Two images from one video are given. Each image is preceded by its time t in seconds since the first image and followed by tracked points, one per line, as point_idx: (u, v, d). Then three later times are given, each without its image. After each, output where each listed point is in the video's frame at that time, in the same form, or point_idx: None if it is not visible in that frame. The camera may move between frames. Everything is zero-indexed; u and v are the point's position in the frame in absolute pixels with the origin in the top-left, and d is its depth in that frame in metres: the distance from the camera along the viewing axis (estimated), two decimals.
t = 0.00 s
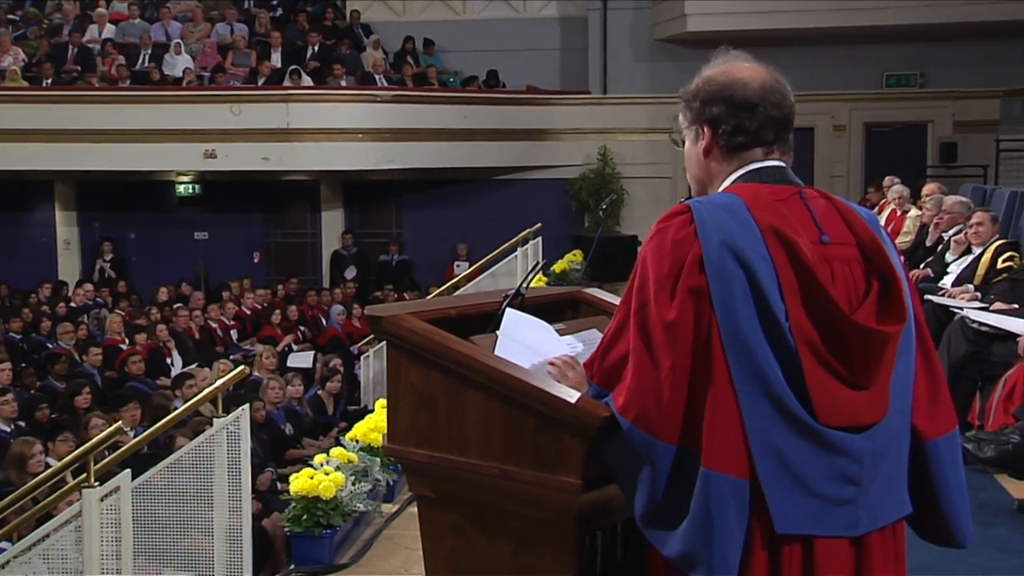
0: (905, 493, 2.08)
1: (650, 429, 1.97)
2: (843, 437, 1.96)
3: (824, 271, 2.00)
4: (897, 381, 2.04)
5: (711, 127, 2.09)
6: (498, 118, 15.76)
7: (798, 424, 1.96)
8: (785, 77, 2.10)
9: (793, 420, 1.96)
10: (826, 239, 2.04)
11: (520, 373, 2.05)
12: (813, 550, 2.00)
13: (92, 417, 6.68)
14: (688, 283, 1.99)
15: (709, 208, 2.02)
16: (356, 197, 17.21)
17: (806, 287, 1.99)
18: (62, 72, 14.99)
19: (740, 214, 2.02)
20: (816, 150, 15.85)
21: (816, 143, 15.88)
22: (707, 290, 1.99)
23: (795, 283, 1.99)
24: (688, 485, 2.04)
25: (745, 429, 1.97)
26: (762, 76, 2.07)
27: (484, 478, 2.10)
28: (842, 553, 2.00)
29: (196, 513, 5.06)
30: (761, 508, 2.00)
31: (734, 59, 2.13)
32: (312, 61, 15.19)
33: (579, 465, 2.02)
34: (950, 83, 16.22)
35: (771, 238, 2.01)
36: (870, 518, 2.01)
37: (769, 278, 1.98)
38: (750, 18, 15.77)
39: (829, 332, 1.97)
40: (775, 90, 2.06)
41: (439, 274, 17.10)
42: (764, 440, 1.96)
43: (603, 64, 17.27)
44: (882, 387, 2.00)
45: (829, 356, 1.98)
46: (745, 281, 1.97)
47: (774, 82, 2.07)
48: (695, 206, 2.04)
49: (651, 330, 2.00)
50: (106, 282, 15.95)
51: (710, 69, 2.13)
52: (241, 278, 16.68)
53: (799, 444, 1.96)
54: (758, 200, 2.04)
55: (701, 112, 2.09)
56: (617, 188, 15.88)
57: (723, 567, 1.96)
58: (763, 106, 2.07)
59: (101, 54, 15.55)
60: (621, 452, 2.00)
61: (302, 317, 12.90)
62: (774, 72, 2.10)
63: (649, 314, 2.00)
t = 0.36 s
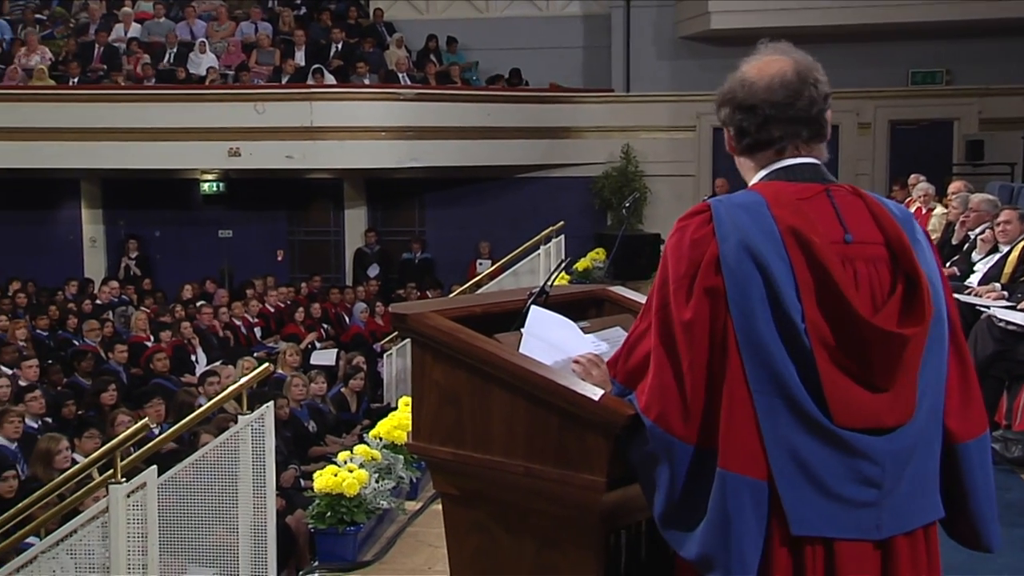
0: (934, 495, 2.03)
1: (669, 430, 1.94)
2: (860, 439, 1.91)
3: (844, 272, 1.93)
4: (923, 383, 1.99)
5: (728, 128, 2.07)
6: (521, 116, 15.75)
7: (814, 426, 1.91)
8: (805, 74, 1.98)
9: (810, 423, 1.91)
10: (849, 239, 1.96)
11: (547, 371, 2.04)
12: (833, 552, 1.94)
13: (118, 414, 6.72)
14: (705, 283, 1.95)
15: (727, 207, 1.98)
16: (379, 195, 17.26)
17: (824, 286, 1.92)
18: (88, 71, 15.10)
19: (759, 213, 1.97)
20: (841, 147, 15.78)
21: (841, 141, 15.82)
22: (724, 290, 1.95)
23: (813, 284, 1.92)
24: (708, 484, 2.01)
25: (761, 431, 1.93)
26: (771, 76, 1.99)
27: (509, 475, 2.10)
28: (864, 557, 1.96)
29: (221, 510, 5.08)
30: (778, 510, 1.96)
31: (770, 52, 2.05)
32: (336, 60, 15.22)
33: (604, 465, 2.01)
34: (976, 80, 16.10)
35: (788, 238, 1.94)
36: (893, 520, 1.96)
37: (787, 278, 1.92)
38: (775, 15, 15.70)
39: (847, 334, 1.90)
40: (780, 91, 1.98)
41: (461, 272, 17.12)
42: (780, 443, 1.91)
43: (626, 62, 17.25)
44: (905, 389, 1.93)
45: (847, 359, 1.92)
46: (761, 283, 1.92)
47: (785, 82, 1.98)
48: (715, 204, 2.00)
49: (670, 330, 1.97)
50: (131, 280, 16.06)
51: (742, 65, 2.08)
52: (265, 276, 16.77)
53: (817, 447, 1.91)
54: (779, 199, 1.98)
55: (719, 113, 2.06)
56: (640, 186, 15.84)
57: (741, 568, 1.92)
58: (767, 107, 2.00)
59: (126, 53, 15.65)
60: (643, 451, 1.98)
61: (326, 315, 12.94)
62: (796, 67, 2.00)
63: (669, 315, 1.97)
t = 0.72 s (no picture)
0: (958, 500, 2.00)
1: (694, 429, 1.93)
2: (884, 442, 1.88)
3: (873, 274, 1.90)
4: (950, 387, 1.95)
5: (758, 125, 2.06)
6: (543, 114, 15.74)
7: (838, 429, 1.88)
8: (837, 69, 1.98)
9: (834, 425, 1.88)
10: (879, 241, 1.93)
11: (570, 369, 2.04)
12: (851, 555, 1.91)
13: (143, 411, 6.77)
14: (732, 282, 1.94)
15: (756, 206, 1.96)
16: (401, 193, 17.29)
17: (852, 288, 1.89)
18: (112, 70, 15.20)
19: (788, 213, 1.94)
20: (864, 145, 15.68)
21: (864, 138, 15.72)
22: (751, 290, 1.93)
23: (841, 286, 1.90)
24: (731, 483, 1.99)
25: (784, 433, 1.90)
26: (802, 71, 1.99)
27: (533, 473, 2.10)
28: (886, 561, 1.92)
29: (245, 506, 5.10)
30: (800, 512, 1.93)
31: (802, 47, 2.04)
32: (358, 58, 15.26)
33: (629, 462, 2.00)
34: (1002, 77, 15.96)
35: (817, 240, 1.92)
36: (915, 524, 1.93)
37: (816, 281, 1.90)
38: (797, 12, 15.63)
39: (873, 338, 1.88)
40: (809, 87, 1.98)
41: (483, 270, 17.13)
42: (803, 446, 1.89)
43: (648, 60, 17.21)
44: (931, 394, 1.90)
45: (873, 363, 1.89)
46: (788, 284, 1.90)
47: (815, 78, 1.98)
48: (744, 203, 1.98)
49: (696, 329, 1.96)
50: (154, 278, 16.15)
51: (775, 61, 2.07)
52: (287, 274, 16.84)
53: (841, 449, 1.89)
54: (809, 199, 1.96)
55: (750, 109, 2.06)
56: (662, 184, 15.79)
57: (762, 569, 1.90)
58: (795, 103, 2.00)
59: (150, 52, 15.75)
60: (666, 449, 1.97)
61: (348, 313, 12.97)
62: (827, 63, 1.99)
63: (695, 314, 1.96)
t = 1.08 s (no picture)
0: (981, 498, 1.98)
1: (715, 426, 1.92)
2: (907, 439, 1.87)
3: (895, 269, 1.89)
4: (972, 384, 1.94)
5: (777, 126, 2.05)
6: (563, 111, 15.69)
7: (861, 425, 1.87)
8: (854, 68, 1.97)
9: (857, 421, 1.87)
10: (901, 238, 1.92)
11: (590, 367, 2.04)
12: (875, 553, 1.90)
13: (165, 407, 6.81)
14: (755, 279, 1.92)
15: (779, 203, 1.95)
16: (421, 191, 17.33)
17: (874, 285, 1.88)
18: (134, 68, 15.28)
19: (811, 211, 1.93)
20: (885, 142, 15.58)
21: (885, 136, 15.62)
22: (774, 288, 1.92)
23: (863, 284, 1.89)
24: (753, 480, 1.98)
25: (807, 429, 1.89)
26: (819, 70, 1.98)
27: (552, 471, 2.10)
28: (908, 558, 1.91)
29: (266, 503, 5.13)
30: (823, 509, 1.92)
31: (820, 48, 2.03)
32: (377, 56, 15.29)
33: (649, 461, 1.99)
34: None
35: (840, 238, 1.91)
36: (937, 522, 1.91)
37: (838, 278, 1.89)
38: (818, 9, 15.56)
39: (896, 335, 1.87)
40: (827, 86, 1.97)
41: (502, 268, 17.14)
42: (825, 443, 1.88)
43: (668, 57, 17.17)
44: (953, 391, 1.89)
45: (894, 360, 1.88)
46: (811, 281, 1.89)
47: (833, 76, 1.97)
48: (766, 199, 1.97)
49: (717, 327, 1.94)
50: (176, 275, 16.22)
51: (792, 60, 2.06)
52: (308, 271, 16.90)
53: (863, 445, 1.88)
54: (831, 196, 1.95)
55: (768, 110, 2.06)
56: (682, 181, 15.73)
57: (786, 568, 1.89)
58: (813, 103, 1.99)
59: (172, 50, 15.83)
60: (687, 447, 1.96)
61: (367, 310, 13.00)
62: (845, 62, 1.98)
63: (717, 312, 1.95)
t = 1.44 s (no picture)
0: (1003, 497, 1.97)
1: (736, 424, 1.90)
2: (930, 439, 1.85)
3: (916, 267, 1.88)
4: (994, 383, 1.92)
5: (803, 124, 2.04)
6: (583, 109, 15.64)
7: (882, 425, 1.85)
8: (884, 65, 1.95)
9: (879, 421, 1.85)
10: (923, 235, 1.91)
11: (611, 364, 2.03)
12: (897, 552, 1.89)
13: (186, 404, 6.84)
14: (774, 277, 1.90)
15: (799, 200, 1.93)
16: (440, 189, 17.36)
17: (896, 283, 1.86)
18: (155, 66, 15.38)
19: (832, 207, 1.92)
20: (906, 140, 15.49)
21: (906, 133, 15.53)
22: (794, 286, 1.90)
23: (883, 282, 1.87)
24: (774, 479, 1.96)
25: (828, 428, 1.88)
26: (848, 67, 1.96)
27: (571, 468, 2.09)
28: (930, 558, 1.89)
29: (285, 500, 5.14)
30: (844, 508, 1.91)
31: (847, 41, 2.01)
32: (396, 54, 15.32)
33: (670, 459, 1.98)
34: None
35: (861, 236, 1.89)
36: (959, 521, 1.90)
37: (859, 277, 1.87)
38: (839, 7, 15.49)
39: (918, 334, 1.85)
40: (856, 85, 1.95)
41: (521, 266, 17.16)
42: (846, 442, 1.87)
43: (687, 55, 17.12)
44: (976, 390, 1.87)
45: (916, 359, 1.87)
46: (831, 280, 1.87)
47: (862, 75, 1.95)
48: (787, 196, 1.95)
49: (737, 326, 1.93)
50: (196, 274, 16.30)
51: (819, 55, 2.05)
52: (327, 269, 16.95)
53: (884, 445, 1.86)
54: (852, 193, 1.93)
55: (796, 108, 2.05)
56: (701, 179, 15.69)
57: (806, 567, 1.88)
58: (841, 102, 1.97)
59: (192, 49, 15.90)
60: (708, 445, 1.95)
61: (386, 308, 13.03)
62: (874, 59, 1.96)
63: (737, 310, 1.93)
